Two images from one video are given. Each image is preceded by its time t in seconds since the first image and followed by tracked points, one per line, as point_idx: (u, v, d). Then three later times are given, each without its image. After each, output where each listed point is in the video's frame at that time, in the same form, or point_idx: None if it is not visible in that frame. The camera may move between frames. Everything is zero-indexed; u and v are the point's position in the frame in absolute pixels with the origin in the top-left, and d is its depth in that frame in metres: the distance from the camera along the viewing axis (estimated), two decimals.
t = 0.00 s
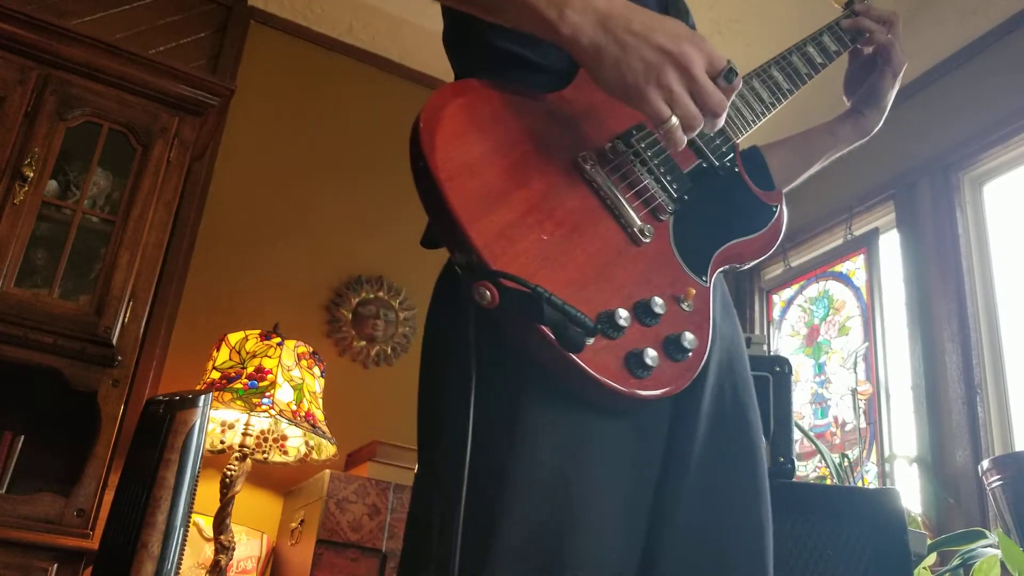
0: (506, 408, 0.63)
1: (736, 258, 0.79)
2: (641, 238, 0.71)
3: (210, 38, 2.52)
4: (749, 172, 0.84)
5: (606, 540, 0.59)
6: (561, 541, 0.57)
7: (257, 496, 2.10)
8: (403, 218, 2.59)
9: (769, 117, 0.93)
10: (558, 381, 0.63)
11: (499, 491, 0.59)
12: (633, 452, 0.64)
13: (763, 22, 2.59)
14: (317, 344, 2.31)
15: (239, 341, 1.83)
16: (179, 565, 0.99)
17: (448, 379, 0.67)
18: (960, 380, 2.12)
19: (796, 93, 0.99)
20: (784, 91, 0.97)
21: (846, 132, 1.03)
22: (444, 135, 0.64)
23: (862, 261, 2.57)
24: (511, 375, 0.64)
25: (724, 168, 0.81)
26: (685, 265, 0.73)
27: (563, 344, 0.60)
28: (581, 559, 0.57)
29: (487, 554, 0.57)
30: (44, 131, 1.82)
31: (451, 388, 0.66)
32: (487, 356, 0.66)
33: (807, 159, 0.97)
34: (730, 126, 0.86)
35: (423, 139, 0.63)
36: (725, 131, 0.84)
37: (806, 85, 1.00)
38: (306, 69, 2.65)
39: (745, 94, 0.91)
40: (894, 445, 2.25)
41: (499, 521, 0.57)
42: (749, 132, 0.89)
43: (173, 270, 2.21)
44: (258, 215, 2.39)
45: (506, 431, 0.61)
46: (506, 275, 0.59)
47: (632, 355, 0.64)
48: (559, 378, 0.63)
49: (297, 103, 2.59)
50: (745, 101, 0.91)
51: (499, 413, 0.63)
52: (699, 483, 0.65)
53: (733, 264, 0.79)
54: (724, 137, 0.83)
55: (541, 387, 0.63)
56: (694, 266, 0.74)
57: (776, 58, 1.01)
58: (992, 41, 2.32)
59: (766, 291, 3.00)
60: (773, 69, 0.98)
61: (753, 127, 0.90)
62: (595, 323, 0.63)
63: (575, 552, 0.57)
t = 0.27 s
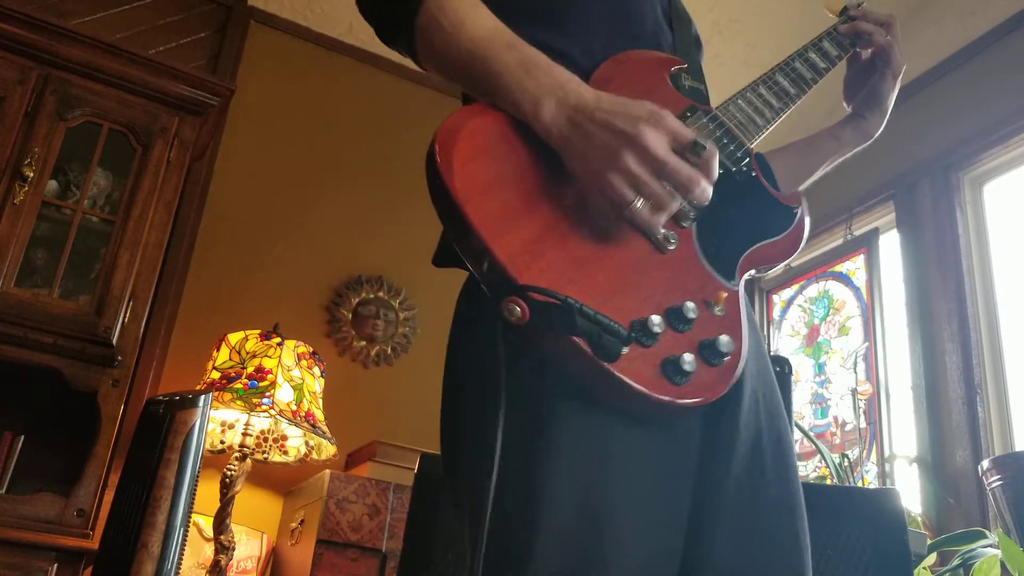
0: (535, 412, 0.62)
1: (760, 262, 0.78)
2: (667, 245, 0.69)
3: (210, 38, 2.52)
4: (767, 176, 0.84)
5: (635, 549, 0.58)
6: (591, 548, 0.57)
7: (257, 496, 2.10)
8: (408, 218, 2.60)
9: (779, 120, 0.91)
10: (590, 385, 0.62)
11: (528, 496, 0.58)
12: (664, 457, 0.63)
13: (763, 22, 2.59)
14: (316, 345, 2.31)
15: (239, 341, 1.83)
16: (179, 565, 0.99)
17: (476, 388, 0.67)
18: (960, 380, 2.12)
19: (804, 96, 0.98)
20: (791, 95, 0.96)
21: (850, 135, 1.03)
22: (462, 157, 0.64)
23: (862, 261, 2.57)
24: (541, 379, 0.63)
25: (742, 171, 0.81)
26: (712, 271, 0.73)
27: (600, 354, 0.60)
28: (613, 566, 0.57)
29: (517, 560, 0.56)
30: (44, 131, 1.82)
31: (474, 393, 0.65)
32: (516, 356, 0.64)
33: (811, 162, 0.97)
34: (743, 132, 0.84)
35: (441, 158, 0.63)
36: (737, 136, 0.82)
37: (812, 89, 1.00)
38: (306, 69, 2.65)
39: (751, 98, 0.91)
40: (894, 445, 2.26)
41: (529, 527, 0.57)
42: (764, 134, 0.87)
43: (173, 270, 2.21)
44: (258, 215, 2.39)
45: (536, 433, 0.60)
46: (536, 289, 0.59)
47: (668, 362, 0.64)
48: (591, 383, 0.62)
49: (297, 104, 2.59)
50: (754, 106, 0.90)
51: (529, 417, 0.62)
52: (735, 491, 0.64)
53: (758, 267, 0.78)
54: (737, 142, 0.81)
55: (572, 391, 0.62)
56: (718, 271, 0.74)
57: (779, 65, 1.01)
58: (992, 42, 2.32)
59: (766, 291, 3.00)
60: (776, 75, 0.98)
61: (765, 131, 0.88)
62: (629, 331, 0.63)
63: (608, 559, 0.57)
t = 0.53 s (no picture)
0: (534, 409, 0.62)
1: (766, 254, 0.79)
2: (677, 244, 0.71)
3: (210, 38, 2.52)
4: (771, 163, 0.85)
5: (631, 545, 0.59)
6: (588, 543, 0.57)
7: (257, 496, 2.10)
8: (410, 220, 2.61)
9: (783, 104, 0.92)
10: (592, 384, 0.63)
11: (527, 489, 0.58)
12: (660, 457, 0.64)
13: (764, 22, 2.59)
14: (316, 345, 2.31)
15: (239, 341, 1.83)
16: (179, 565, 0.99)
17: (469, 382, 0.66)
18: (960, 380, 2.12)
19: (808, 77, 0.98)
20: (795, 77, 0.96)
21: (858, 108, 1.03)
22: (474, 165, 0.62)
23: (862, 261, 2.57)
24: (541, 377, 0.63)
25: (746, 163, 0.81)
26: (721, 267, 0.74)
27: (619, 360, 0.60)
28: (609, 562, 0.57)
29: (515, 551, 0.56)
30: (44, 132, 1.82)
31: (472, 387, 0.65)
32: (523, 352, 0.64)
33: (820, 140, 0.97)
34: (749, 120, 0.84)
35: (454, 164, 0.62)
36: (742, 123, 0.82)
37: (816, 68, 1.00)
38: (306, 69, 2.65)
39: (755, 83, 0.91)
40: (894, 445, 2.25)
41: (528, 519, 0.57)
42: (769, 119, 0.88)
43: (173, 269, 2.21)
44: (259, 215, 2.40)
45: (537, 429, 0.61)
46: (553, 299, 0.59)
47: (683, 362, 0.64)
48: (592, 383, 0.63)
49: (298, 103, 2.59)
50: (759, 91, 0.90)
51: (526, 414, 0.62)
52: (725, 490, 0.66)
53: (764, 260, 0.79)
54: (742, 130, 0.81)
55: (576, 389, 0.63)
56: (727, 265, 0.75)
57: (783, 45, 1.01)
58: (992, 42, 2.32)
59: (766, 291, 3.00)
60: (781, 56, 0.98)
61: (771, 116, 0.88)
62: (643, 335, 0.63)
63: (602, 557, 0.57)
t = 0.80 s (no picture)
0: (520, 411, 0.62)
1: (761, 258, 0.78)
2: (664, 248, 0.70)
3: (210, 38, 2.52)
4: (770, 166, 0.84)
5: (616, 547, 0.59)
6: (572, 543, 0.57)
7: (257, 496, 2.10)
8: (408, 221, 2.61)
9: (791, 106, 0.90)
10: (577, 387, 0.63)
11: (509, 494, 0.59)
12: (648, 457, 0.64)
13: (764, 21, 2.59)
14: (316, 344, 2.31)
15: (239, 341, 1.83)
16: (179, 565, 0.99)
17: (461, 383, 0.66)
18: (960, 380, 2.12)
19: (818, 79, 0.97)
20: (804, 78, 0.95)
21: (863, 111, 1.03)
22: (462, 163, 0.63)
23: (862, 261, 2.57)
24: (528, 380, 0.63)
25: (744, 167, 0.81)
26: (709, 270, 0.72)
27: (594, 364, 0.60)
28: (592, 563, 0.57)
29: (497, 556, 0.57)
30: (43, 132, 1.82)
31: (461, 391, 0.66)
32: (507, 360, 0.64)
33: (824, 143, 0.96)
34: (752, 123, 0.83)
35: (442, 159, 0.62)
36: (745, 128, 0.82)
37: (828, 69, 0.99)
38: (306, 69, 2.65)
39: (763, 83, 0.90)
40: (894, 445, 2.25)
41: (509, 524, 0.57)
42: (775, 120, 0.87)
43: (173, 270, 2.21)
44: (259, 215, 2.39)
45: (520, 433, 0.61)
46: (530, 299, 0.59)
47: (661, 367, 0.64)
48: (577, 384, 0.62)
49: (297, 104, 2.59)
50: (765, 94, 0.89)
51: (511, 417, 0.62)
52: (715, 490, 0.65)
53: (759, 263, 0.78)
54: (744, 134, 0.81)
55: (561, 390, 0.63)
56: (717, 269, 0.73)
57: (795, 45, 0.99)
58: (992, 42, 2.32)
59: (766, 291, 3.00)
60: (792, 56, 0.97)
61: (775, 120, 0.87)
62: (621, 338, 0.63)
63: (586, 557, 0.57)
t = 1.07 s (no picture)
0: (467, 413, 0.62)
1: (718, 275, 0.77)
2: (621, 257, 0.69)
3: (210, 38, 2.52)
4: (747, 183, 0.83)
5: (554, 553, 0.59)
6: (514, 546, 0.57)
7: (256, 496, 2.10)
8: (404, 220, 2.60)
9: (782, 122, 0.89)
10: (531, 392, 0.62)
11: (457, 498, 0.59)
12: (595, 458, 0.64)
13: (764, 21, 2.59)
14: (316, 344, 2.31)
15: (239, 341, 1.83)
16: (179, 564, 0.98)
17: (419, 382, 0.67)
18: (960, 380, 2.12)
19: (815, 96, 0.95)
20: (801, 94, 0.93)
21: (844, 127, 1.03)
22: (437, 150, 0.64)
23: (862, 261, 2.57)
24: (475, 382, 0.63)
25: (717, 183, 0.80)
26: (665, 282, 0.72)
27: (532, 369, 0.60)
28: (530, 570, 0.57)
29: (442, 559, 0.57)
30: (43, 132, 1.82)
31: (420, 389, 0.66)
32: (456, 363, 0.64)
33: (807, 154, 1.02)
34: (735, 137, 0.82)
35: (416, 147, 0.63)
36: (726, 141, 0.80)
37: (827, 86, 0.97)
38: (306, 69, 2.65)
39: (762, 94, 0.88)
40: (894, 445, 2.25)
41: (454, 527, 0.58)
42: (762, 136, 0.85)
43: (173, 270, 2.21)
44: (257, 216, 2.39)
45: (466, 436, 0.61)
46: (483, 302, 0.60)
47: (595, 378, 0.63)
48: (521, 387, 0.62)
49: (297, 104, 2.59)
50: (758, 106, 0.87)
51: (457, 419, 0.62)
52: (660, 495, 0.65)
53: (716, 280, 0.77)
54: (724, 147, 0.80)
55: (508, 392, 0.62)
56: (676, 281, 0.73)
57: (801, 56, 0.97)
58: (992, 42, 2.32)
59: (766, 291, 2.99)
60: (794, 68, 0.95)
61: (762, 135, 0.85)
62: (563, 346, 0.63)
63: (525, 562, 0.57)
